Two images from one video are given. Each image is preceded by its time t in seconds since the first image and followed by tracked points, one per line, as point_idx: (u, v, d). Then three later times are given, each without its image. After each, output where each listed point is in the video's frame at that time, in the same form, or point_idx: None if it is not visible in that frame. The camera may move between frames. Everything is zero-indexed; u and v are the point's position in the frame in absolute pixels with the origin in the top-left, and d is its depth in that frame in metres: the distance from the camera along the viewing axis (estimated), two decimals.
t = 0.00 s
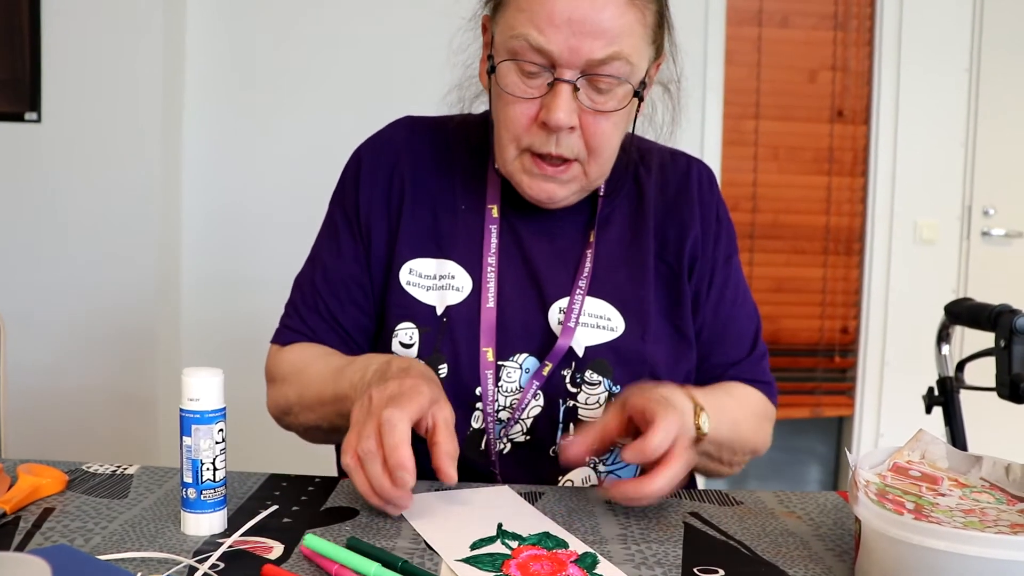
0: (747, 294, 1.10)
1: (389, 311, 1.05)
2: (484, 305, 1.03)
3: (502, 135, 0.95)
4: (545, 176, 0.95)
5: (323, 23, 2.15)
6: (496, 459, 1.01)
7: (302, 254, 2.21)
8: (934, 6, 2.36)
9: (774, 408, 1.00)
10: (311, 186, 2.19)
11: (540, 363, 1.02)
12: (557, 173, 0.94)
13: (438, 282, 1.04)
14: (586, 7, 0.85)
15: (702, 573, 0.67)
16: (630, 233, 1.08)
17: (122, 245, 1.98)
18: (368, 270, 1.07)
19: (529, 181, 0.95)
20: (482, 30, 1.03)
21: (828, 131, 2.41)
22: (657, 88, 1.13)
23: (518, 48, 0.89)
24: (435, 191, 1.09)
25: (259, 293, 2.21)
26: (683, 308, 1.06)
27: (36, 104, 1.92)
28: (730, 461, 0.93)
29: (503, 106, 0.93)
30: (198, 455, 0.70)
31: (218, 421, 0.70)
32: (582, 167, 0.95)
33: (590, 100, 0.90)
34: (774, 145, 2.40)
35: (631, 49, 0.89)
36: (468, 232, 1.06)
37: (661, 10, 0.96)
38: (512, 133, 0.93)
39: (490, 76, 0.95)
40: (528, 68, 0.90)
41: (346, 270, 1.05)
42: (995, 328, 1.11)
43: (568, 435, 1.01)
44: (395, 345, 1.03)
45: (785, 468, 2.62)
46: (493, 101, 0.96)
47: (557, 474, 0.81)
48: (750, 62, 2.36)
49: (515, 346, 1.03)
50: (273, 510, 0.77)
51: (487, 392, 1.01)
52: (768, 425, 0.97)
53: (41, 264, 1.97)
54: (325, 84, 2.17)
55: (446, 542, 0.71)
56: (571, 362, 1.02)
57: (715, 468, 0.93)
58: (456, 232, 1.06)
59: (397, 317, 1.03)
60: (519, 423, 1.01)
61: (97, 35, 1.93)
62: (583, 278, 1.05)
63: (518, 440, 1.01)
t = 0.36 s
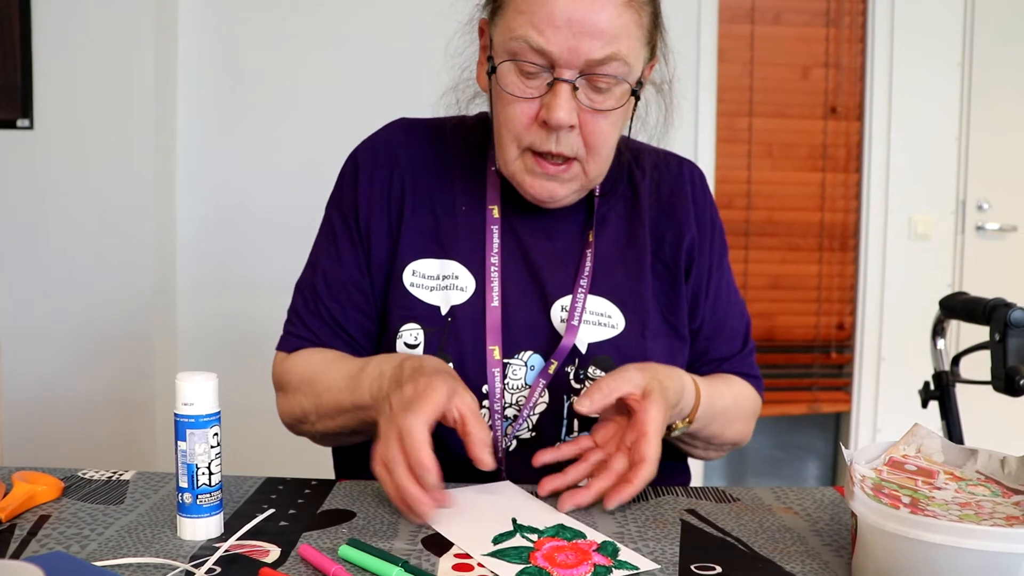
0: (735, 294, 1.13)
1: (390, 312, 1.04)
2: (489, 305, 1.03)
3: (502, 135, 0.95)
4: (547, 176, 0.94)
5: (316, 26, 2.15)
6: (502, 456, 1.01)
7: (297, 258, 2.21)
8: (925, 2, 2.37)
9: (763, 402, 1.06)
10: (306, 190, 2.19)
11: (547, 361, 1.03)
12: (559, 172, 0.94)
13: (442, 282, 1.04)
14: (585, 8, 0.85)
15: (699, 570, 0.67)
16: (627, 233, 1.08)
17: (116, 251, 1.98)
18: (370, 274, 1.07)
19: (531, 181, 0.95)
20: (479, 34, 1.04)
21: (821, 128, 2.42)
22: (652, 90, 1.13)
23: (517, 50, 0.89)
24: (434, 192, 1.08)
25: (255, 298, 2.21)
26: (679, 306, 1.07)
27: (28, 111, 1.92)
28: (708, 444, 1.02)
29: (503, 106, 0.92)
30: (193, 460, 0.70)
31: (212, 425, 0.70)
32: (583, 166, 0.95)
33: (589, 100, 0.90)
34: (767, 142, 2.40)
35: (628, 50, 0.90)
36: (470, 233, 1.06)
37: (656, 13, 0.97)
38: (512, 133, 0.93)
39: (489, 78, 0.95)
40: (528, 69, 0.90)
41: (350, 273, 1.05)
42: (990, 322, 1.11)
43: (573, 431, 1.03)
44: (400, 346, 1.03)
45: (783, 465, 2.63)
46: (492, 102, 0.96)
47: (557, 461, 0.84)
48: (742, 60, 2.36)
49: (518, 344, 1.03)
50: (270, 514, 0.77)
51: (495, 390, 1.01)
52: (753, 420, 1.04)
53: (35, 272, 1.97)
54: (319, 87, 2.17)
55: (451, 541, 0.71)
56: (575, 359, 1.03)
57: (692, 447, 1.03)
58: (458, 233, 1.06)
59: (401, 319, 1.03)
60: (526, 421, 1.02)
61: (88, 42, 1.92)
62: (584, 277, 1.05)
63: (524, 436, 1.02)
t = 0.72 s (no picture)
0: (718, 284, 1.13)
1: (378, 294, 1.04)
2: (474, 291, 1.03)
3: (469, 133, 0.97)
4: (511, 170, 0.96)
5: (305, 20, 2.14)
6: (486, 441, 1.00)
7: (288, 253, 2.20)
8: None
9: (746, 394, 1.07)
10: (296, 184, 2.19)
11: (533, 349, 1.03)
12: (522, 166, 0.96)
13: (428, 265, 1.04)
14: (537, 9, 0.86)
15: (688, 564, 0.67)
16: (607, 225, 1.08)
17: (107, 248, 1.97)
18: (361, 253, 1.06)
19: (496, 176, 0.97)
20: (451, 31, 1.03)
21: (812, 122, 2.42)
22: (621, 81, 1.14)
23: (475, 50, 0.91)
24: (422, 176, 1.08)
25: (246, 293, 2.20)
26: (660, 298, 1.07)
27: (15, 106, 1.90)
28: (691, 435, 1.04)
29: (466, 105, 0.95)
30: (182, 457, 0.70)
31: (202, 421, 0.69)
32: (546, 161, 0.97)
33: (547, 97, 0.92)
34: (758, 136, 2.40)
35: (583, 47, 0.91)
36: (456, 218, 1.06)
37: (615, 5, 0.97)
38: (477, 132, 0.95)
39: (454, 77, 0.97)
40: (486, 69, 0.91)
41: (341, 256, 1.05)
42: (979, 314, 1.12)
43: (554, 415, 1.02)
44: (387, 325, 1.03)
45: (775, 458, 2.64)
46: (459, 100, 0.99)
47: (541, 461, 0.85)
48: (733, 54, 2.36)
49: (501, 328, 1.03)
50: (259, 510, 0.77)
51: (481, 372, 1.01)
52: (738, 411, 1.05)
53: (24, 269, 1.95)
54: (308, 80, 2.16)
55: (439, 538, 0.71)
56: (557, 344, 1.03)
57: (676, 437, 1.05)
58: (443, 218, 1.06)
59: (388, 299, 1.03)
60: (509, 402, 1.02)
61: (77, 36, 1.91)
62: (567, 266, 1.05)
63: (507, 420, 1.02)
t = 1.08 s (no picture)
0: (711, 275, 1.14)
1: (367, 300, 1.05)
2: (467, 287, 1.04)
3: (464, 128, 0.97)
4: (506, 164, 0.96)
5: (301, 10, 2.13)
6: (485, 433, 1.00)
7: (285, 244, 2.20)
8: None
9: (742, 385, 1.08)
10: (293, 175, 2.18)
11: (528, 342, 1.03)
12: (516, 160, 0.96)
13: (417, 267, 1.05)
14: (528, 5, 0.87)
15: (684, 554, 0.67)
16: (600, 216, 1.09)
17: (104, 238, 1.97)
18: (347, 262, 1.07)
19: (491, 171, 0.97)
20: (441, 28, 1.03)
21: (809, 113, 2.42)
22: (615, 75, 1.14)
23: (468, 47, 0.91)
24: (409, 183, 1.09)
25: (243, 284, 2.20)
26: (654, 287, 1.08)
27: (10, 96, 1.89)
28: (691, 434, 1.04)
29: (460, 101, 0.95)
30: (179, 446, 0.70)
31: (198, 411, 0.69)
32: (539, 154, 0.96)
33: (539, 91, 0.92)
34: (756, 127, 2.40)
35: (574, 41, 0.91)
36: (446, 218, 1.07)
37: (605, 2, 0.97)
38: (470, 127, 0.95)
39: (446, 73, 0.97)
40: (478, 64, 0.91)
41: (329, 269, 1.06)
42: (975, 306, 1.12)
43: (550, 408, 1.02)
44: (379, 329, 1.03)
45: (771, 449, 2.65)
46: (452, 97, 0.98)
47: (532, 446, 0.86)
48: (730, 45, 2.35)
49: (494, 322, 1.04)
50: (256, 500, 0.77)
51: (476, 368, 1.02)
52: (734, 404, 1.06)
53: (20, 259, 1.95)
54: (304, 71, 2.15)
55: (436, 528, 0.72)
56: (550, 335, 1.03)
57: (675, 438, 1.04)
58: (432, 218, 1.06)
59: (379, 304, 1.04)
60: (504, 397, 1.02)
61: (71, 25, 1.90)
62: (561, 259, 1.05)
63: (502, 414, 1.02)
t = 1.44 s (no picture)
0: (705, 275, 1.14)
1: (362, 301, 1.06)
2: (461, 287, 1.04)
3: (439, 124, 0.98)
4: (477, 163, 0.97)
5: (298, 7, 2.13)
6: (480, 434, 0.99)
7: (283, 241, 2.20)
8: None
9: (734, 385, 1.09)
10: (291, 173, 2.18)
11: (526, 344, 1.03)
12: (487, 159, 0.96)
13: (411, 268, 1.05)
14: (493, 4, 0.86)
15: (681, 550, 0.68)
16: (593, 216, 1.09)
17: (103, 236, 1.97)
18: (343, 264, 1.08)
19: (464, 168, 0.98)
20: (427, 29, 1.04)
21: (807, 110, 2.41)
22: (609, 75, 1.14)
23: (440, 45, 0.91)
24: (403, 184, 1.09)
25: (241, 282, 2.20)
26: (647, 288, 1.09)
27: (8, 94, 1.89)
28: (686, 438, 1.04)
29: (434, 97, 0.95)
30: (176, 444, 0.70)
31: (196, 408, 0.69)
32: (511, 153, 0.97)
33: (508, 90, 0.92)
34: (754, 124, 2.40)
35: (543, 39, 0.90)
36: (439, 219, 1.07)
37: None
38: (444, 124, 0.96)
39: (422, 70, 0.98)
40: (449, 62, 0.91)
41: (324, 271, 1.06)
42: (973, 303, 1.12)
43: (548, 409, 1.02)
44: (373, 330, 1.04)
45: (769, 446, 2.65)
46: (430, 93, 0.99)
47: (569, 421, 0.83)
48: (728, 42, 2.35)
49: (489, 322, 1.04)
50: (253, 497, 0.77)
51: (471, 368, 1.01)
52: (727, 407, 1.06)
53: (19, 257, 1.95)
54: (302, 69, 2.15)
55: (433, 526, 0.72)
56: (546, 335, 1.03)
57: (670, 442, 1.04)
58: (425, 219, 1.07)
59: (374, 305, 1.04)
60: (500, 397, 1.01)
61: (69, 23, 1.90)
62: (556, 259, 1.05)
63: (498, 414, 1.02)
